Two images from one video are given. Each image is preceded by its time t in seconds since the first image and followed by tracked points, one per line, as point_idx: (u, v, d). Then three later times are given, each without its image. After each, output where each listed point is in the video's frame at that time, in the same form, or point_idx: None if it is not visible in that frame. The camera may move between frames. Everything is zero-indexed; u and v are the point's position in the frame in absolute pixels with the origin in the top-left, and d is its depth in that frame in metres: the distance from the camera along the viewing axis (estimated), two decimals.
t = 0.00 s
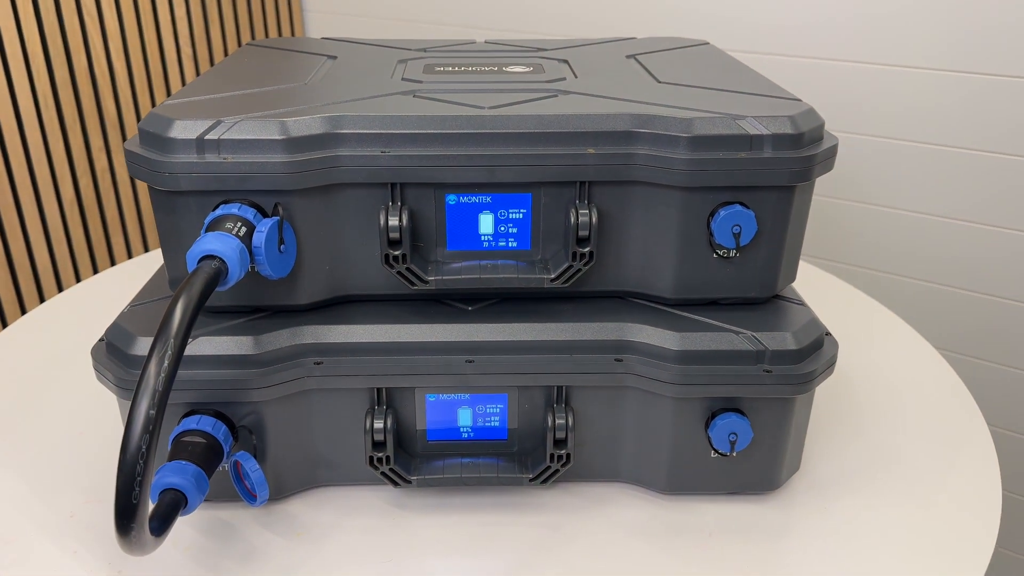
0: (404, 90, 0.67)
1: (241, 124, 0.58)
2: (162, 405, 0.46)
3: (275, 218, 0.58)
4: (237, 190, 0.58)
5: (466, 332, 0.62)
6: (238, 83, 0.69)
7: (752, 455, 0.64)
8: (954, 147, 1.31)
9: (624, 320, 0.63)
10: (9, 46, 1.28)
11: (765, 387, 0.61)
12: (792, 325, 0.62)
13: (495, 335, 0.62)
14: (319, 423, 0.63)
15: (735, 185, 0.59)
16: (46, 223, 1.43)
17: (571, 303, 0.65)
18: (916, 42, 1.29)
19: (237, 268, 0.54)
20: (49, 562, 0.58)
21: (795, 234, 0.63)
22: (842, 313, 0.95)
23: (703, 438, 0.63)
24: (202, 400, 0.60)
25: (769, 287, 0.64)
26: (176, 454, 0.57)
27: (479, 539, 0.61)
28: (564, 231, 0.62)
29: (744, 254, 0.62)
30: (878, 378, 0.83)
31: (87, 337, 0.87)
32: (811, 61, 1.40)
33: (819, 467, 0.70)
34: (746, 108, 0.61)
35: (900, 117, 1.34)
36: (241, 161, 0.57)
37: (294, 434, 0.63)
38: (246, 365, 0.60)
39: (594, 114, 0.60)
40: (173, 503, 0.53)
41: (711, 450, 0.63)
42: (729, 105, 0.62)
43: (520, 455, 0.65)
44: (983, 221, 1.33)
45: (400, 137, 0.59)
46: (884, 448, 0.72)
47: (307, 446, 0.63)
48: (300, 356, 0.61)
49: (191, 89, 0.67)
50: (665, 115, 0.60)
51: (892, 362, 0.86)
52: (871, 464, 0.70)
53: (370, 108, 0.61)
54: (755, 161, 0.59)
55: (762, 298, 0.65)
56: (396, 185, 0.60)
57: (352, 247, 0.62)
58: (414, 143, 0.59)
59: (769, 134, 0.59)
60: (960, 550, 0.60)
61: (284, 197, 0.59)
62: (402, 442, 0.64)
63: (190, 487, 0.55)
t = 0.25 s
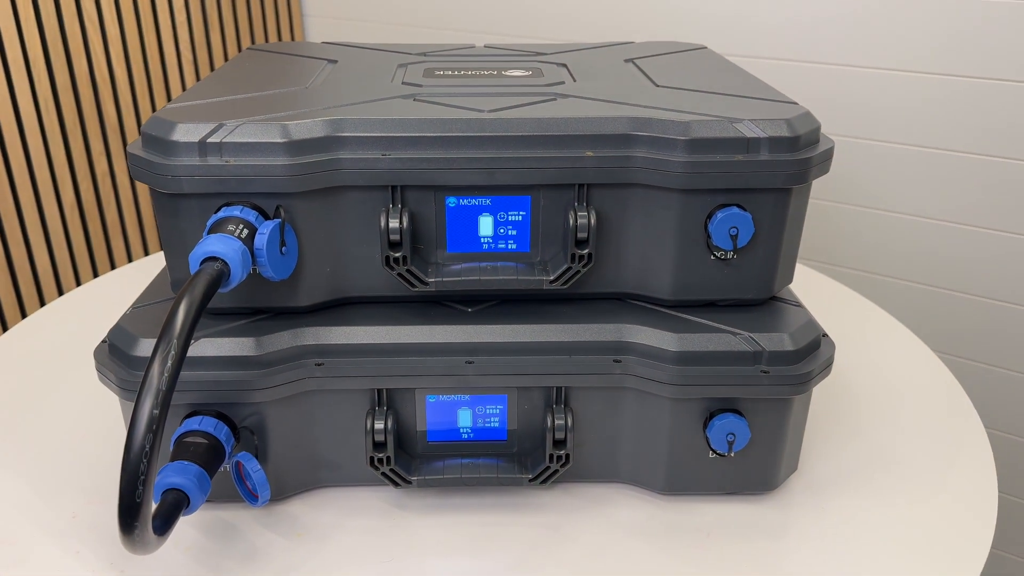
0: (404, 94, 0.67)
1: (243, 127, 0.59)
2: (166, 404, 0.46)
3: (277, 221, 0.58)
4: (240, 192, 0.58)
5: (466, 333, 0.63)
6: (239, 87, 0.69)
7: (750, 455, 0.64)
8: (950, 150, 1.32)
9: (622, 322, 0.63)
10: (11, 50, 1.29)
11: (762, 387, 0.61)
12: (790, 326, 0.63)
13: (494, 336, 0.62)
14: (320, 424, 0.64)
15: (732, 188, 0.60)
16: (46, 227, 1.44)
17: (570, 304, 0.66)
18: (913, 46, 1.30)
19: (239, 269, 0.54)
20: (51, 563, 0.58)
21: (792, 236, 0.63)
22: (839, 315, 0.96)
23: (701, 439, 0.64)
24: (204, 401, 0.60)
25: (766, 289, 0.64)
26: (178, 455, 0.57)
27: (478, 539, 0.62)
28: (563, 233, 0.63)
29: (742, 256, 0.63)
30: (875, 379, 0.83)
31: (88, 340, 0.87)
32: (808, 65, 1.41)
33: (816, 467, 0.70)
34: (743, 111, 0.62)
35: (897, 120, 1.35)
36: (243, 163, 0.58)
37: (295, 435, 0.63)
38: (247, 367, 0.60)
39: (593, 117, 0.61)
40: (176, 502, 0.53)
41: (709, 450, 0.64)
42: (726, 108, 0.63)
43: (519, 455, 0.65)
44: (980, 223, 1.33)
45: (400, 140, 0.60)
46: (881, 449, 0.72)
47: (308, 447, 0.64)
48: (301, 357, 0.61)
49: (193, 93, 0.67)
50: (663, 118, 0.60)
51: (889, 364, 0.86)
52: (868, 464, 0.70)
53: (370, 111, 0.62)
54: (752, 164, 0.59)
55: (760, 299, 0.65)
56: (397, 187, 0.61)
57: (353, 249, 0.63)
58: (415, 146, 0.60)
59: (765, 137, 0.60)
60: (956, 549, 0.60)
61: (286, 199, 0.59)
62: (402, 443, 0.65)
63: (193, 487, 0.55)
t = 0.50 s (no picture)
0: (405, 97, 0.68)
1: (245, 129, 0.59)
2: (169, 403, 0.47)
3: (278, 222, 0.59)
4: (242, 194, 0.59)
5: (466, 333, 0.63)
6: (241, 90, 0.70)
7: (748, 455, 0.65)
8: (947, 152, 1.32)
9: (621, 322, 0.64)
10: (12, 53, 1.30)
11: (761, 387, 0.61)
12: (788, 326, 0.63)
13: (495, 337, 0.63)
14: (321, 425, 0.64)
15: (730, 189, 0.61)
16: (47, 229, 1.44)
17: (569, 305, 0.66)
18: (910, 49, 1.30)
19: (241, 270, 0.55)
20: (54, 562, 0.59)
21: (790, 237, 0.64)
22: (837, 316, 0.96)
23: (700, 439, 0.64)
24: (206, 401, 0.61)
25: (764, 289, 0.65)
26: (180, 454, 0.58)
27: (478, 538, 0.62)
28: (563, 235, 0.63)
29: (740, 257, 0.63)
30: (873, 380, 0.84)
31: (89, 342, 0.88)
32: (806, 69, 1.41)
33: (815, 467, 0.71)
34: (740, 113, 0.63)
35: (894, 123, 1.36)
36: (245, 165, 0.58)
37: (297, 435, 0.64)
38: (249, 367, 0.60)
39: (592, 119, 0.61)
40: (178, 502, 0.54)
41: (707, 450, 0.64)
42: (724, 110, 0.63)
43: (519, 455, 0.66)
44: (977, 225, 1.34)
45: (401, 142, 0.60)
46: (878, 449, 0.73)
47: (309, 447, 0.64)
48: (303, 358, 0.62)
49: (195, 95, 0.68)
50: (662, 120, 0.61)
51: (887, 364, 0.87)
52: (865, 464, 0.71)
53: (372, 113, 0.62)
54: (749, 166, 0.60)
55: (758, 300, 0.66)
56: (398, 189, 0.61)
57: (355, 250, 0.63)
58: (415, 148, 0.60)
59: (763, 139, 0.60)
60: (953, 548, 0.61)
61: (288, 201, 0.60)
62: (403, 443, 0.65)
63: (195, 486, 0.55)
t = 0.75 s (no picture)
0: (404, 99, 0.69)
1: (246, 131, 0.60)
2: (171, 401, 0.47)
3: (279, 223, 0.59)
4: (242, 195, 0.60)
5: (465, 333, 0.64)
6: (242, 92, 0.70)
7: (745, 453, 0.65)
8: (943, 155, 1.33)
9: (618, 322, 0.64)
10: (13, 57, 1.30)
11: (756, 386, 0.62)
12: (783, 326, 0.64)
13: (493, 337, 0.63)
14: (321, 424, 0.65)
15: (726, 190, 0.61)
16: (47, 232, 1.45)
17: (567, 305, 0.67)
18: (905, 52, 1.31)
19: (242, 270, 0.56)
20: (56, 560, 0.59)
21: (785, 238, 0.65)
22: (833, 317, 0.97)
23: (696, 437, 0.65)
24: (207, 400, 0.61)
25: (760, 289, 0.66)
26: (181, 453, 0.58)
27: (477, 536, 0.63)
28: (560, 235, 0.64)
29: (735, 257, 0.64)
30: (869, 379, 0.85)
31: (90, 343, 0.88)
32: (802, 72, 1.42)
33: (811, 466, 0.71)
34: (735, 115, 0.63)
35: (890, 125, 1.37)
36: (246, 167, 0.59)
37: (297, 434, 0.64)
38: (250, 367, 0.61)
39: (589, 121, 0.62)
40: (179, 500, 0.54)
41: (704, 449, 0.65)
42: (719, 112, 0.64)
43: (517, 454, 0.66)
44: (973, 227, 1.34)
45: (400, 143, 0.61)
46: (873, 448, 0.73)
47: (309, 446, 0.65)
48: (303, 358, 0.62)
49: (196, 98, 0.68)
50: (658, 122, 0.62)
51: (883, 364, 0.87)
52: (861, 463, 0.71)
53: (371, 116, 0.63)
54: (745, 167, 0.60)
55: (753, 300, 0.66)
56: (397, 190, 0.62)
57: (354, 251, 0.64)
58: (414, 150, 0.61)
59: (758, 140, 0.61)
60: (947, 545, 0.61)
61: (288, 202, 0.60)
62: (402, 442, 0.66)
63: (196, 484, 0.56)
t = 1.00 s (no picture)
0: (403, 101, 0.69)
1: (246, 132, 0.60)
2: (173, 399, 0.48)
3: (279, 224, 0.60)
4: (243, 196, 0.60)
5: (464, 333, 0.64)
6: (242, 94, 0.71)
7: (742, 452, 0.66)
8: (939, 157, 1.34)
9: (616, 322, 0.65)
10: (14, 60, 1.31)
11: (753, 385, 0.63)
12: (779, 325, 0.64)
13: (491, 336, 0.64)
14: (321, 423, 0.65)
15: (722, 191, 0.62)
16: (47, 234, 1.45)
17: (565, 305, 0.68)
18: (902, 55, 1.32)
19: (242, 270, 0.56)
20: (59, 559, 0.59)
21: (781, 238, 0.65)
22: (830, 318, 0.98)
23: (694, 436, 0.65)
24: (208, 400, 0.62)
25: (757, 289, 0.66)
26: (183, 453, 0.59)
27: (476, 535, 0.63)
28: (558, 236, 0.65)
29: (732, 257, 0.64)
30: (865, 379, 0.85)
31: (91, 344, 0.89)
32: (800, 75, 1.43)
33: (807, 465, 0.72)
34: (732, 116, 0.64)
35: (887, 127, 1.37)
36: (246, 168, 0.59)
37: (297, 434, 0.65)
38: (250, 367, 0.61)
39: (586, 123, 0.62)
40: (180, 499, 0.55)
41: (702, 448, 0.65)
42: (716, 113, 0.65)
43: (516, 453, 0.67)
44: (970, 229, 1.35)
45: (400, 145, 0.61)
46: (870, 447, 0.74)
47: (309, 445, 0.65)
48: (303, 357, 0.63)
49: (197, 100, 0.69)
50: (655, 123, 0.62)
51: (879, 365, 0.88)
52: (858, 462, 0.72)
53: (370, 117, 0.64)
54: (741, 167, 0.61)
55: (750, 299, 0.67)
56: (396, 191, 0.62)
57: (354, 251, 0.64)
58: (414, 151, 0.61)
59: (754, 141, 0.61)
60: (943, 543, 0.62)
61: (288, 203, 0.61)
62: (402, 441, 0.66)
63: (198, 483, 0.56)
